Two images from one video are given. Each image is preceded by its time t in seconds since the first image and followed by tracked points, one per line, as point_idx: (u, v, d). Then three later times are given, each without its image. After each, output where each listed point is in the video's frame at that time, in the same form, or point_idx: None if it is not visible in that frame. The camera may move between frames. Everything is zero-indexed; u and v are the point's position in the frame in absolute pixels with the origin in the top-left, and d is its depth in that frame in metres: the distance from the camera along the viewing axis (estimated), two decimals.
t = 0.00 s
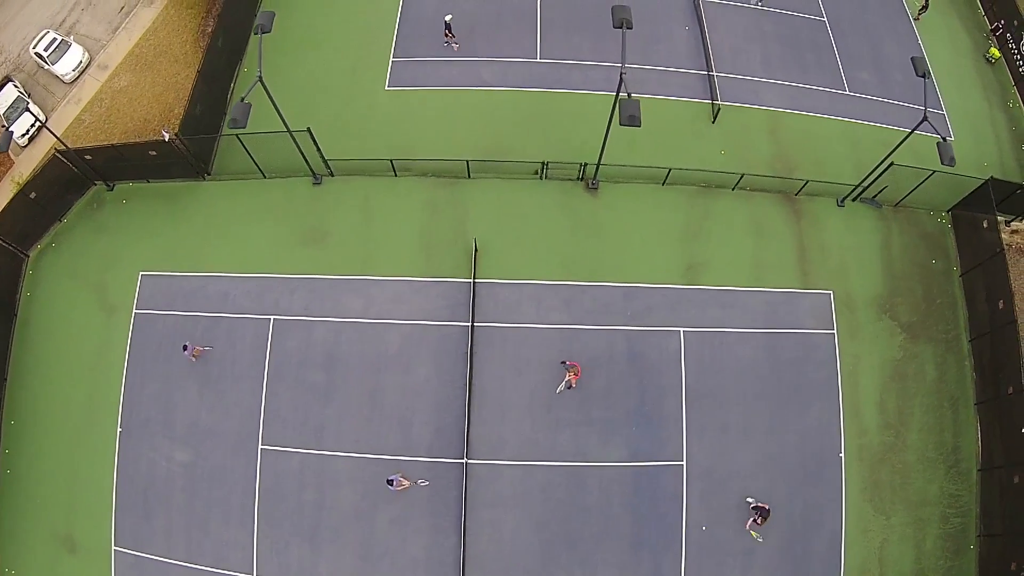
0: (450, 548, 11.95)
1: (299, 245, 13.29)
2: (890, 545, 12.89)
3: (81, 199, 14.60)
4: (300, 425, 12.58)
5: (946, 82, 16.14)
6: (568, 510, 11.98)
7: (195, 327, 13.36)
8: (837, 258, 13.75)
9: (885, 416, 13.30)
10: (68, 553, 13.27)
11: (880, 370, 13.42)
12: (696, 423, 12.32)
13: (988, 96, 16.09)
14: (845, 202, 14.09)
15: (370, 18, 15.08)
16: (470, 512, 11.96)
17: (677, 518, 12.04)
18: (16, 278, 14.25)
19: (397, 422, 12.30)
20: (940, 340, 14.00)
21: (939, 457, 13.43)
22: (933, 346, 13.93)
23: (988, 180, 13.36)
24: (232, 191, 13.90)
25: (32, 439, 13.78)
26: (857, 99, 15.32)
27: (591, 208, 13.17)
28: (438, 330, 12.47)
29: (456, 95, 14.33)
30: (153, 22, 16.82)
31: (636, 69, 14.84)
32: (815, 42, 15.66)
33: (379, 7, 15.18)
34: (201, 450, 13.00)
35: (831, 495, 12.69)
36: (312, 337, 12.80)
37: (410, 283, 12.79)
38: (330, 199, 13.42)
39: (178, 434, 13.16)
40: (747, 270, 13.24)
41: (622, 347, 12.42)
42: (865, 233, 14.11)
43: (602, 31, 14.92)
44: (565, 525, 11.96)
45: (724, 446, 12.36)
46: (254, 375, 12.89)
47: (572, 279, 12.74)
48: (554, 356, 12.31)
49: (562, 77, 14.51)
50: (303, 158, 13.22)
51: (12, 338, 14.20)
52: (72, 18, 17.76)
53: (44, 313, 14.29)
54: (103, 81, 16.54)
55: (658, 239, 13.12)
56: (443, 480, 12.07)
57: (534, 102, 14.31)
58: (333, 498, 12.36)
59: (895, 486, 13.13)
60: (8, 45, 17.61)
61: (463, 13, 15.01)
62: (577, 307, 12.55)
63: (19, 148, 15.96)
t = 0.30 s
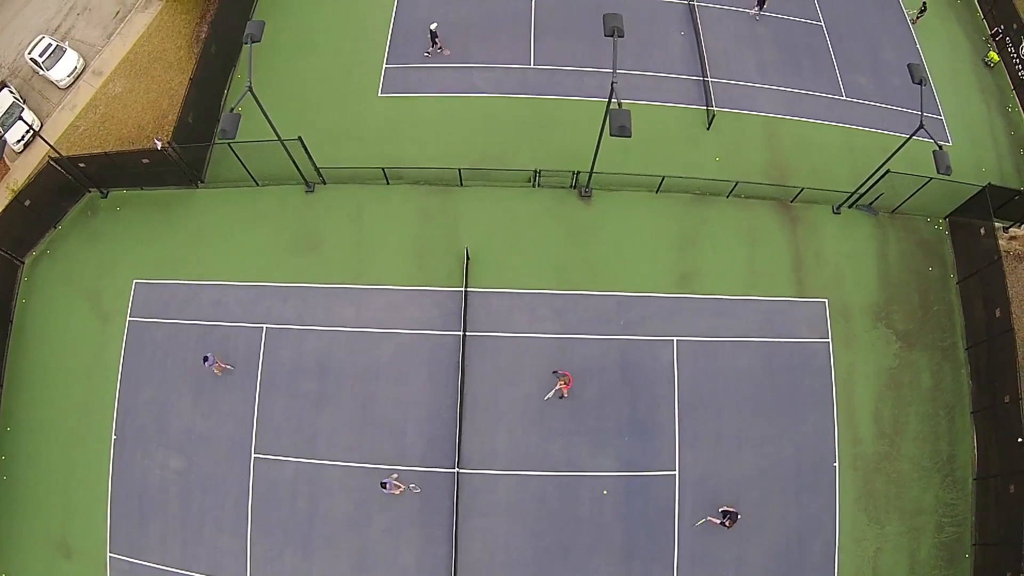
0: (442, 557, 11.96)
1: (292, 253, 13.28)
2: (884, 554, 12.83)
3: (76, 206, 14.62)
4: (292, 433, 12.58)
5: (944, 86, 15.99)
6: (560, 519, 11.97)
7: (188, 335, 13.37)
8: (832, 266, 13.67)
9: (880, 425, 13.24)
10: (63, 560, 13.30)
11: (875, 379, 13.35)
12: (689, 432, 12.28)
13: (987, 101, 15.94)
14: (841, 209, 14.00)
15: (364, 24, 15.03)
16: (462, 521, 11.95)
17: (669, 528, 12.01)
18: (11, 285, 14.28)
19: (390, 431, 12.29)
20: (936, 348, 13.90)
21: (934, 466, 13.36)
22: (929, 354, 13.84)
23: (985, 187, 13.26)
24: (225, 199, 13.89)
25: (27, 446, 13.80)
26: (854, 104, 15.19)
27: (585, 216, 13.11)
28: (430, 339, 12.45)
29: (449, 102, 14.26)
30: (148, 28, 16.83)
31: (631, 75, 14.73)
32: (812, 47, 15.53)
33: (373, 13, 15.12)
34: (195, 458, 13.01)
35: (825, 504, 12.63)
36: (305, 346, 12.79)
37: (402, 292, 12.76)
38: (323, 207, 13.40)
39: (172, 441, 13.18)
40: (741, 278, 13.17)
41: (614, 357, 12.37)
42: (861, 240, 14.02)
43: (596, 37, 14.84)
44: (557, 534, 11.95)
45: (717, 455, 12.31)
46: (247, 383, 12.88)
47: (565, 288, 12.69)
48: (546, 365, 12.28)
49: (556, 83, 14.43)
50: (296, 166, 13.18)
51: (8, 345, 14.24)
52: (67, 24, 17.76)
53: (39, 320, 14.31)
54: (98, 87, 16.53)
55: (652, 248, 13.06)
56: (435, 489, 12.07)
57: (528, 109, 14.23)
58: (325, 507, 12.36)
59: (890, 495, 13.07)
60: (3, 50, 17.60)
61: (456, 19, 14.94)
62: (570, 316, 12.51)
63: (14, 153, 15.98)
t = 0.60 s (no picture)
0: (434, 565, 11.96)
1: (284, 261, 13.26)
2: (878, 562, 12.78)
3: (71, 213, 14.63)
4: (284, 441, 12.59)
5: (942, 90, 15.84)
6: (552, 528, 11.93)
7: (182, 342, 13.39)
8: (828, 274, 13.58)
9: (874, 433, 13.17)
10: (57, 566, 13.35)
11: (869, 387, 13.27)
12: (681, 441, 12.24)
13: (985, 105, 15.79)
14: (836, 216, 13.91)
15: (357, 29, 14.98)
16: (454, 530, 11.94)
17: (661, 537, 11.98)
18: (6, 292, 14.31)
19: (381, 440, 12.29)
20: (932, 356, 13.83)
21: (929, 475, 13.29)
22: (924, 362, 13.76)
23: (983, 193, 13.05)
24: (218, 206, 13.88)
25: (21, 452, 13.82)
26: (851, 109, 15.08)
27: (578, 224, 13.06)
28: (422, 347, 12.44)
29: (442, 108, 14.20)
30: (142, 33, 16.81)
31: (626, 80, 14.63)
32: (808, 51, 15.41)
33: (366, 19, 15.07)
34: (189, 466, 13.04)
35: (819, 513, 12.58)
36: (297, 354, 12.79)
37: (394, 300, 12.73)
38: (316, 215, 13.38)
39: (166, 448, 13.22)
40: (735, 286, 13.09)
41: (606, 366, 12.33)
42: (856, 247, 13.93)
43: (591, 42, 14.76)
44: (548, 543, 11.91)
45: (709, 464, 12.27)
46: (240, 391, 12.89)
47: (557, 297, 12.64)
48: (538, 374, 12.24)
49: (549, 89, 14.35)
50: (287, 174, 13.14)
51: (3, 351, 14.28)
52: (63, 28, 17.75)
53: (35, 327, 14.33)
54: (93, 92, 16.51)
55: (645, 255, 13.00)
56: (427, 498, 12.06)
57: (521, 115, 14.16)
58: (317, 515, 12.37)
59: (884, 503, 13.01)
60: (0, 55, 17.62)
61: (450, 24, 14.88)
62: (562, 324, 12.47)
63: (10, 159, 16.02)
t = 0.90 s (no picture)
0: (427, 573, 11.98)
1: (277, 269, 13.25)
2: (873, 571, 12.73)
3: (66, 219, 14.65)
4: (278, 449, 12.61)
5: (941, 94, 15.71)
6: (545, 538, 11.92)
7: (176, 349, 13.41)
8: (823, 281, 13.50)
9: (870, 442, 13.11)
10: (54, 572, 13.40)
11: (865, 396, 13.20)
12: (675, 450, 12.22)
13: (984, 109, 15.66)
14: (832, 223, 13.82)
15: (351, 35, 14.95)
16: (446, 539, 11.93)
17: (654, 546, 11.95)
18: (3, 299, 14.34)
19: (374, 448, 12.29)
20: (929, 364, 13.74)
21: (925, 483, 13.22)
22: (921, 369, 13.68)
23: (981, 201, 12.96)
24: (212, 213, 13.87)
25: (16, 459, 13.84)
26: (847, 114, 14.98)
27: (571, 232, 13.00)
28: (415, 356, 12.43)
29: (436, 115, 14.16)
30: (137, 38, 16.81)
31: (621, 85, 14.54)
32: (805, 56, 15.31)
33: (360, 24, 15.04)
34: (183, 473, 13.08)
35: (812, 522, 12.54)
36: (290, 362, 12.79)
37: (387, 308, 12.71)
38: (309, 223, 13.36)
39: (161, 455, 13.25)
40: (729, 294, 13.02)
41: (599, 375, 12.30)
42: (852, 254, 13.84)
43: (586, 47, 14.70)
44: (541, 553, 11.90)
45: (703, 473, 12.24)
46: (234, 399, 12.93)
47: (550, 305, 12.60)
48: (531, 383, 12.22)
49: (544, 95, 14.30)
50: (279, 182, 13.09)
51: None
52: (58, 33, 17.74)
53: (31, 334, 14.36)
54: (88, 97, 16.49)
55: (639, 263, 12.94)
56: (420, 507, 12.07)
57: (515, 122, 14.10)
58: (311, 523, 12.39)
59: (879, 512, 12.96)
60: None
61: (444, 29, 14.85)
62: (555, 333, 12.42)
63: (6, 164, 15.98)
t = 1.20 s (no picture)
0: None
1: (270, 277, 13.24)
2: None
3: (61, 226, 14.65)
4: (270, 458, 12.62)
5: (939, 98, 15.58)
6: (536, 547, 11.91)
7: (170, 357, 13.41)
8: (818, 289, 13.42)
9: (864, 450, 13.05)
10: None
11: (859, 404, 13.13)
12: (667, 459, 12.17)
13: (982, 114, 15.54)
14: (828, 230, 13.73)
15: (345, 41, 14.92)
16: (438, 547, 11.94)
17: (646, 555, 11.93)
18: None
19: (366, 457, 12.29)
20: (924, 372, 13.66)
21: (919, 492, 13.16)
22: (916, 378, 13.60)
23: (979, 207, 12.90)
24: (205, 221, 13.86)
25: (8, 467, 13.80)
26: (844, 119, 14.88)
27: (563, 240, 12.95)
28: (407, 364, 12.41)
29: (429, 121, 14.11)
30: (131, 43, 16.81)
31: (615, 91, 14.47)
32: (801, 60, 15.22)
33: (354, 30, 15.01)
34: (177, 480, 13.08)
35: (806, 531, 12.49)
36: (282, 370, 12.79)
37: (379, 317, 12.69)
38: (301, 231, 13.34)
39: (155, 462, 13.26)
40: (723, 303, 12.95)
41: (591, 384, 12.26)
42: (848, 261, 13.76)
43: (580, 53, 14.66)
44: (533, 562, 11.89)
45: (696, 482, 12.20)
46: (227, 406, 12.94)
47: (543, 314, 12.56)
48: (523, 392, 12.20)
49: (537, 101, 14.25)
50: (271, 189, 13.06)
51: None
52: (54, 38, 17.75)
53: (24, 341, 14.32)
54: (83, 103, 16.48)
55: (632, 271, 12.89)
56: (412, 515, 12.07)
57: (508, 128, 14.05)
58: (303, 531, 12.41)
59: (873, 521, 12.90)
60: None
61: (438, 35, 14.83)
62: (547, 342, 12.39)
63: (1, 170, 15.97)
